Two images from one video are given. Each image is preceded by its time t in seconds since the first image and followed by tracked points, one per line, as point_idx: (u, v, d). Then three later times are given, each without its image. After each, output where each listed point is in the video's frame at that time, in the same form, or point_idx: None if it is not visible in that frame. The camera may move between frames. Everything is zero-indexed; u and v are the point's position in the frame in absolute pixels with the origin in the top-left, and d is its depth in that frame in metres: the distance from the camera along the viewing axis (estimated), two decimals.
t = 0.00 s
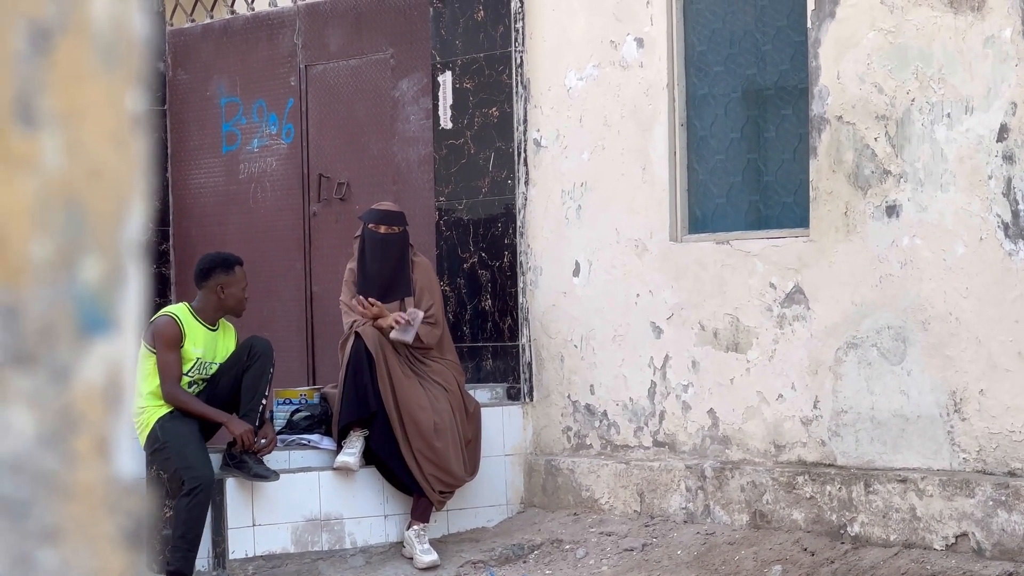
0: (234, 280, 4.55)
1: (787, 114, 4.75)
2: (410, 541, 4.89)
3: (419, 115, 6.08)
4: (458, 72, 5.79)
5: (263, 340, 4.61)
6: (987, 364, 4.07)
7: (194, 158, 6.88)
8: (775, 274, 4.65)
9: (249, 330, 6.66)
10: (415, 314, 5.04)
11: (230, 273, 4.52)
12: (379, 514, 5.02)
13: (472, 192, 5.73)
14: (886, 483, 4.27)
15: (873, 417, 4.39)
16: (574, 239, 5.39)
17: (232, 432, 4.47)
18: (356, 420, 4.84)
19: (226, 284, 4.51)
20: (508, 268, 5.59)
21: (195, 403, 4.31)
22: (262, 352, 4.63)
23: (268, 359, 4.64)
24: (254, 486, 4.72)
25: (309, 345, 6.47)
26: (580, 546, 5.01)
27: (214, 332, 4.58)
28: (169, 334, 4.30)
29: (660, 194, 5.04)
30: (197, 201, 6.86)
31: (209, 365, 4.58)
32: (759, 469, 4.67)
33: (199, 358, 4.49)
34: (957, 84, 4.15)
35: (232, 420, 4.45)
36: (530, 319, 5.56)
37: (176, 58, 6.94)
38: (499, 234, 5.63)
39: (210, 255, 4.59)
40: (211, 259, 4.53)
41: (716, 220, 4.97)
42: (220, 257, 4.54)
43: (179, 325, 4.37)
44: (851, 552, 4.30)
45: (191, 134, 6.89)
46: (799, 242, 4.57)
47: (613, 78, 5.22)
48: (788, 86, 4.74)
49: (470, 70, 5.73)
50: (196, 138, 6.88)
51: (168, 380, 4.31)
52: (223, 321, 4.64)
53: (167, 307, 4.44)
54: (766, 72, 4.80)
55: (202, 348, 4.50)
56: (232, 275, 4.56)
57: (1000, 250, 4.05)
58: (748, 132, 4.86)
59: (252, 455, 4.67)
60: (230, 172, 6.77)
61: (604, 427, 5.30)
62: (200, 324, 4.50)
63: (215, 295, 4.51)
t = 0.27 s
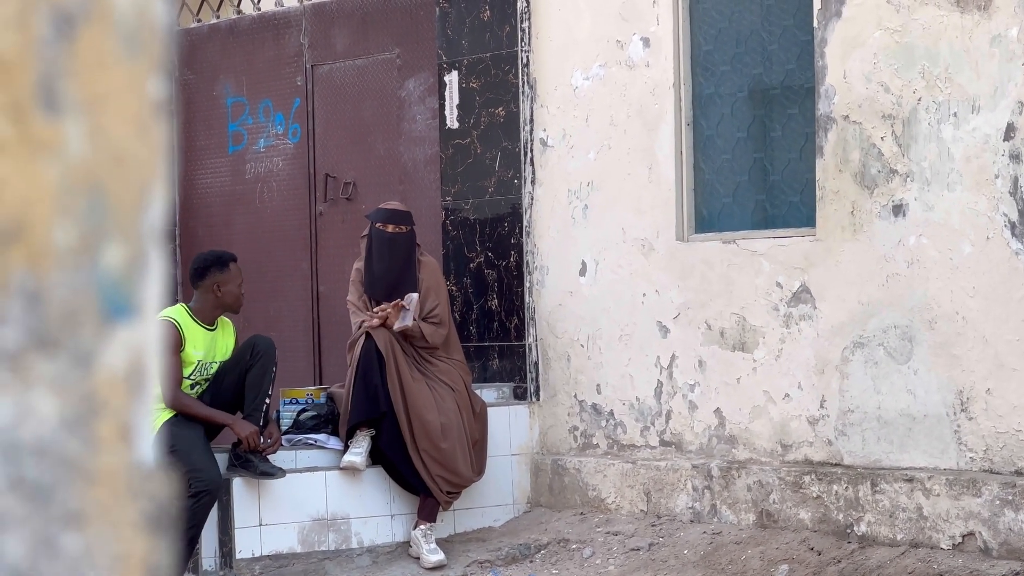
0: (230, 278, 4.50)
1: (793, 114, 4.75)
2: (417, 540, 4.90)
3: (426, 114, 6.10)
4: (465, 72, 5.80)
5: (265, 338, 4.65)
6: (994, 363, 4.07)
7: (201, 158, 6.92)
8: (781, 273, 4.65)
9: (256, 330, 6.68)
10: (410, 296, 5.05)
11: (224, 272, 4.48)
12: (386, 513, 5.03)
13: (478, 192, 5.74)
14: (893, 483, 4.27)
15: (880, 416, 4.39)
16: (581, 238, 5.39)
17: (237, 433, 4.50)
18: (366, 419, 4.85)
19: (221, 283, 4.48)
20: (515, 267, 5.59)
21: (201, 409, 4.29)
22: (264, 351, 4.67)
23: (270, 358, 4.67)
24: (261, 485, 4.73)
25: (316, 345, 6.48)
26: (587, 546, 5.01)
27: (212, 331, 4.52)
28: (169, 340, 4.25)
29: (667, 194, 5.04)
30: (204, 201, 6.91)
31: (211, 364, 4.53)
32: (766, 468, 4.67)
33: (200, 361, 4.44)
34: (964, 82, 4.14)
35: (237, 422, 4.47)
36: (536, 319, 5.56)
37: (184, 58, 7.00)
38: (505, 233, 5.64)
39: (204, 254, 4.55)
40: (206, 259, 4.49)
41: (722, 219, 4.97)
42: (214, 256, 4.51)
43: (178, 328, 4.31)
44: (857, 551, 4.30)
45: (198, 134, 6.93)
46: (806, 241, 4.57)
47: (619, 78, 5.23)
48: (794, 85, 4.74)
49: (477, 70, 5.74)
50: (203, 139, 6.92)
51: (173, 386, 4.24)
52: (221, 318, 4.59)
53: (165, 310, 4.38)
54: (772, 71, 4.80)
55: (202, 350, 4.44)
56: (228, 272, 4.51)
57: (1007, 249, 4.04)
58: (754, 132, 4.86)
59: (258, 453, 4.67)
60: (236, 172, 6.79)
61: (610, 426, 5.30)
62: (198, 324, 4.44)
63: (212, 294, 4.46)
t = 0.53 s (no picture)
0: (227, 281, 4.52)
1: (795, 115, 4.75)
2: (420, 541, 4.89)
3: (428, 116, 6.08)
4: (467, 73, 5.82)
5: (265, 340, 4.66)
6: (996, 363, 4.07)
7: (203, 159, 6.93)
8: (784, 274, 4.65)
9: (258, 331, 6.68)
10: (417, 300, 5.09)
11: (221, 275, 4.50)
12: (388, 514, 5.04)
13: (481, 193, 5.75)
14: (896, 483, 4.27)
15: (882, 417, 4.39)
16: (583, 239, 5.39)
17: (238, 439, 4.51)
18: (369, 420, 4.86)
19: (218, 286, 4.49)
20: (517, 268, 5.60)
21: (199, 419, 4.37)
22: (265, 352, 4.67)
23: (270, 359, 4.68)
24: (263, 486, 4.72)
25: (318, 346, 6.49)
26: (589, 547, 5.01)
27: (212, 333, 4.54)
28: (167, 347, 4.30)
29: (669, 195, 5.05)
30: (207, 201, 6.91)
31: (211, 366, 4.56)
32: (769, 469, 4.67)
33: (200, 365, 4.45)
34: (965, 83, 4.15)
35: (237, 428, 4.49)
36: (539, 320, 5.57)
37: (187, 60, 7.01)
38: (507, 234, 5.65)
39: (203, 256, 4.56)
40: (204, 262, 4.50)
41: (725, 220, 4.97)
42: (211, 258, 4.52)
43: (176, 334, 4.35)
44: (860, 552, 4.30)
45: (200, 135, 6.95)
46: (808, 242, 4.57)
47: (621, 79, 5.23)
48: (796, 86, 4.74)
49: (479, 71, 5.76)
50: (206, 139, 6.93)
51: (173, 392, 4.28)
52: (221, 320, 4.61)
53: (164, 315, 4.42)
54: (774, 72, 4.80)
55: (202, 355, 4.46)
56: (226, 276, 4.53)
57: (1009, 250, 4.05)
58: (756, 133, 4.87)
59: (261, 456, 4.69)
60: (239, 173, 6.79)
61: (613, 427, 5.30)
62: (198, 328, 4.47)
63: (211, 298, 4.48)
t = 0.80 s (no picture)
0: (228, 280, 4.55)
1: (797, 114, 4.75)
2: (422, 541, 4.91)
3: (429, 115, 6.07)
4: (469, 72, 5.82)
5: (265, 339, 4.68)
6: (998, 363, 4.07)
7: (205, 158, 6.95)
8: (786, 273, 4.65)
9: (261, 331, 6.69)
10: (418, 298, 5.14)
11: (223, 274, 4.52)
12: (391, 513, 5.04)
13: (483, 193, 5.75)
14: (898, 483, 4.27)
15: (885, 416, 4.39)
16: (585, 238, 5.40)
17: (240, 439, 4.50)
18: (371, 420, 4.86)
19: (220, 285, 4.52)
20: (519, 267, 5.61)
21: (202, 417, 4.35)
22: (265, 351, 4.70)
23: (271, 359, 4.71)
24: (266, 487, 4.74)
25: (320, 346, 6.49)
26: (592, 546, 5.02)
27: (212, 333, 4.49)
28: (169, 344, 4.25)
29: (672, 194, 5.05)
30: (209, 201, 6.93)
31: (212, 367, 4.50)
32: (771, 468, 4.67)
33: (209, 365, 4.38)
34: (968, 83, 4.14)
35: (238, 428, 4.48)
36: (541, 319, 5.58)
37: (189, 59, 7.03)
38: (510, 234, 5.65)
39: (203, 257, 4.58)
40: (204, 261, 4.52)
41: (727, 219, 4.98)
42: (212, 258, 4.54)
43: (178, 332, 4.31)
44: (862, 551, 4.30)
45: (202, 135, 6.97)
46: (810, 241, 4.57)
47: (623, 78, 5.23)
48: (798, 85, 4.74)
49: (481, 71, 5.76)
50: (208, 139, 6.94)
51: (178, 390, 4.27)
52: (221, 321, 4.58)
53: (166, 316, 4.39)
54: (776, 72, 4.80)
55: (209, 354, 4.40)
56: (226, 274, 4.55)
57: (1011, 249, 4.05)
58: (758, 132, 4.87)
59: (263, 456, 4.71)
60: (241, 172, 6.80)
61: (615, 427, 5.30)
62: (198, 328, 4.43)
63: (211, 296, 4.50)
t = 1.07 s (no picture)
0: (230, 277, 4.55)
1: (802, 111, 4.74)
2: (427, 538, 4.92)
3: (434, 112, 6.08)
4: (473, 69, 5.81)
5: (270, 336, 4.65)
6: (1003, 359, 4.07)
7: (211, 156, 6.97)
8: (790, 270, 4.65)
9: (265, 329, 6.70)
10: (418, 293, 5.08)
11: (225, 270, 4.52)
12: (395, 510, 5.05)
13: (487, 190, 5.76)
14: (903, 479, 4.27)
15: (889, 413, 4.39)
16: (589, 235, 5.40)
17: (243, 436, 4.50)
18: (375, 417, 4.86)
19: (222, 281, 4.52)
20: (523, 265, 5.62)
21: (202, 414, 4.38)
22: (270, 348, 4.68)
23: (275, 356, 4.68)
24: (270, 483, 4.75)
25: (325, 344, 6.50)
26: (596, 543, 5.02)
27: (214, 330, 4.53)
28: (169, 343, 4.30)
29: (676, 191, 5.05)
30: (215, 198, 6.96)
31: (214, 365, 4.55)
32: (775, 465, 4.67)
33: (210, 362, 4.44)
34: (972, 79, 4.14)
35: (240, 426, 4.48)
36: (545, 316, 5.58)
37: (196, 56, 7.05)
38: (514, 231, 5.66)
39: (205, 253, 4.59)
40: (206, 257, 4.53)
41: (731, 216, 4.98)
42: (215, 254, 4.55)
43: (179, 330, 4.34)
44: (867, 548, 4.30)
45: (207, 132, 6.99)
46: (814, 238, 4.57)
47: (628, 75, 5.23)
48: (803, 82, 4.73)
49: (485, 67, 5.75)
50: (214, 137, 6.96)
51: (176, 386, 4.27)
52: (223, 317, 4.61)
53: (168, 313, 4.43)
54: (781, 69, 4.80)
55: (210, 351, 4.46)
56: (228, 271, 4.55)
57: (1016, 246, 4.04)
58: (763, 129, 4.86)
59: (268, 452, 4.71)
60: (246, 170, 6.82)
61: (619, 424, 5.31)
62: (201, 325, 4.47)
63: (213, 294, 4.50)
